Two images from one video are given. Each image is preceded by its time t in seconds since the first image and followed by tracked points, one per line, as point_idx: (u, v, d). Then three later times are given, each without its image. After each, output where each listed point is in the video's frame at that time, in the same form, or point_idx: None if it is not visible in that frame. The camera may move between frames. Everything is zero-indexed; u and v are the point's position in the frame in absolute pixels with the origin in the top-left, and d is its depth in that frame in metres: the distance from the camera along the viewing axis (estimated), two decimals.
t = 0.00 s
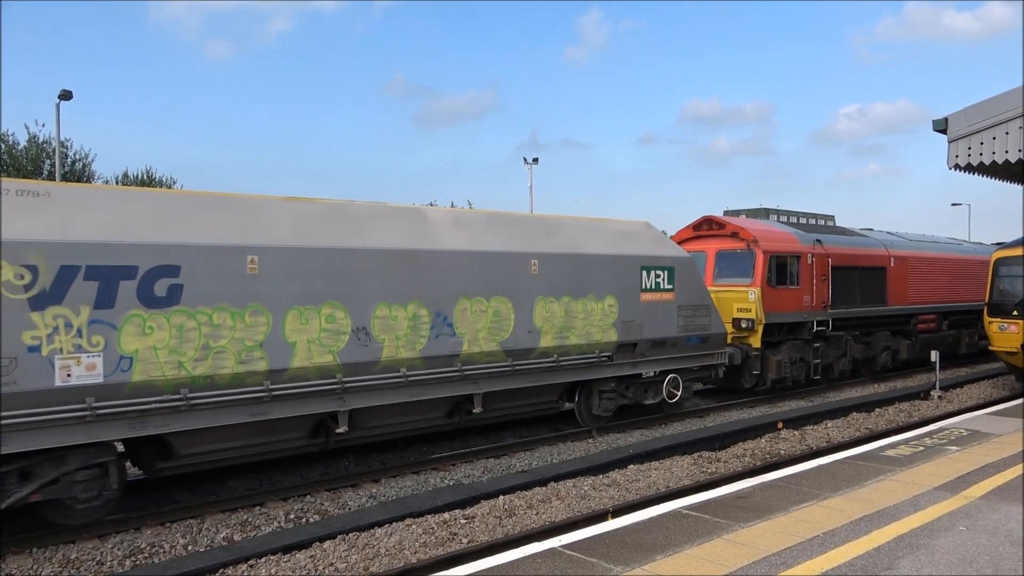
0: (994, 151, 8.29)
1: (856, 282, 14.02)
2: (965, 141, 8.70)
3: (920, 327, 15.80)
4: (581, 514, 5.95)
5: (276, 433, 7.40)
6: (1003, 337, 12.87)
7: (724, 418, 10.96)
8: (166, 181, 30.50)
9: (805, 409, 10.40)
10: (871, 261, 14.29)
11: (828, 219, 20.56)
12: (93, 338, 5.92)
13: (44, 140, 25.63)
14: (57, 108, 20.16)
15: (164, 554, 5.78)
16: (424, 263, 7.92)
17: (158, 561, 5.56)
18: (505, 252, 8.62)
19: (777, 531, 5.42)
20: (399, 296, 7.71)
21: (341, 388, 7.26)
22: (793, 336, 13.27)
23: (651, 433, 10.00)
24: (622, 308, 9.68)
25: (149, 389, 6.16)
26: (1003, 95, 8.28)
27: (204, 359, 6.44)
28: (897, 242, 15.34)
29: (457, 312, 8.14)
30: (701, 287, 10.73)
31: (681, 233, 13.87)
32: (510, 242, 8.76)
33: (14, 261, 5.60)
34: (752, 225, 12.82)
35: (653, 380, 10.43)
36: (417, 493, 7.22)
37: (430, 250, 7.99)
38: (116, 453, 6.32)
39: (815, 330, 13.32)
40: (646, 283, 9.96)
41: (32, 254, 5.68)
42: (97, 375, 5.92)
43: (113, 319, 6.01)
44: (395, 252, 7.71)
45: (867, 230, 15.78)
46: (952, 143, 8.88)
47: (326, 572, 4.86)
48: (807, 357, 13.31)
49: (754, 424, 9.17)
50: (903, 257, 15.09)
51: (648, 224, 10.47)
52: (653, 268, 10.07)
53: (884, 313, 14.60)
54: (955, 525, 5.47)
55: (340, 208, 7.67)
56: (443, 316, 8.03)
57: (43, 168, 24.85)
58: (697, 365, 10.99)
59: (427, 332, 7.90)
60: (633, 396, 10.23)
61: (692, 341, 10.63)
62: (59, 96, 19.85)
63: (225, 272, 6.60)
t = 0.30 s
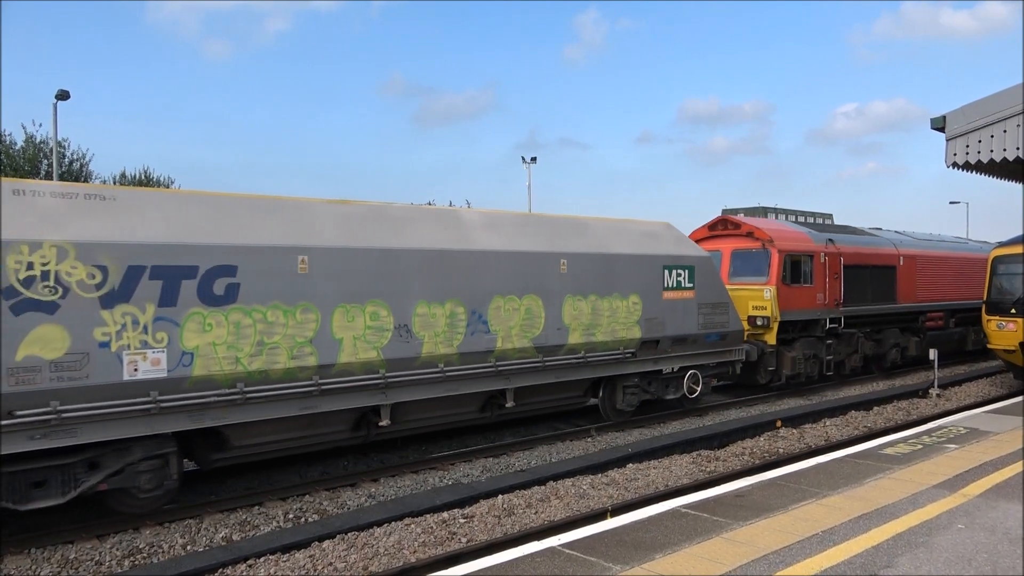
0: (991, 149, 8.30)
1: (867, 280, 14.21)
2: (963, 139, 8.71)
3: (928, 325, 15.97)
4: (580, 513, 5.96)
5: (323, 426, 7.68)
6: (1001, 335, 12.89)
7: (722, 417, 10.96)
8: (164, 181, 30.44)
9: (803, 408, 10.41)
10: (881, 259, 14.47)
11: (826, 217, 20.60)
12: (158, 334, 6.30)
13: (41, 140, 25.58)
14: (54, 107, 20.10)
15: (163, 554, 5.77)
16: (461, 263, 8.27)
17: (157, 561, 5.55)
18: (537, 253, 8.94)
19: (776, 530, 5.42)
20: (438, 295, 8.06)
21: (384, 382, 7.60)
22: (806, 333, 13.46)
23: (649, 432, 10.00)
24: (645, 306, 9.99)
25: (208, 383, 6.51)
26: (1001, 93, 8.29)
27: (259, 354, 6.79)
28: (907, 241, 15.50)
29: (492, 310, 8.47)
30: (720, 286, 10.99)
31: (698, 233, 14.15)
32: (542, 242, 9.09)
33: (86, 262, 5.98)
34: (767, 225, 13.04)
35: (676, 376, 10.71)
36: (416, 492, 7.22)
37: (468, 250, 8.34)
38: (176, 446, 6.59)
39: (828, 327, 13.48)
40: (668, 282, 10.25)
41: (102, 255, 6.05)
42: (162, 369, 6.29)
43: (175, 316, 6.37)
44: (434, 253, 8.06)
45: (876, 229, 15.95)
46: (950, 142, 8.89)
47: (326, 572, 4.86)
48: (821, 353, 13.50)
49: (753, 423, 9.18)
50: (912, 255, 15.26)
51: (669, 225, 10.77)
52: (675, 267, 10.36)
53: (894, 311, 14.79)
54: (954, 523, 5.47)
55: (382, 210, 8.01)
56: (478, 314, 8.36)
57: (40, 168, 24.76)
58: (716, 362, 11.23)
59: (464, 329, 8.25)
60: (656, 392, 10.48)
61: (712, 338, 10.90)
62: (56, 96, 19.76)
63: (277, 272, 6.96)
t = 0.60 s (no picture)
0: (988, 147, 8.31)
1: (878, 278, 14.32)
2: (961, 137, 8.72)
3: (936, 322, 16.06)
4: (579, 512, 5.96)
5: (372, 418, 7.97)
6: (999, 333, 12.91)
7: (721, 416, 10.96)
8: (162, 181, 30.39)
9: (801, 406, 10.42)
10: (892, 258, 14.57)
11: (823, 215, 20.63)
12: (226, 330, 6.56)
13: (39, 140, 25.57)
14: (51, 107, 20.08)
15: (161, 554, 5.77)
16: (500, 262, 8.53)
17: (155, 561, 5.54)
18: (570, 252, 9.20)
19: (774, 528, 5.43)
20: (479, 292, 8.31)
21: (429, 376, 7.85)
22: (821, 330, 13.57)
23: (648, 430, 9.99)
24: (670, 303, 10.24)
25: (271, 376, 6.77)
26: (1000, 92, 8.29)
27: (317, 349, 7.06)
28: (916, 240, 15.58)
29: (529, 307, 8.72)
30: (741, 284, 11.21)
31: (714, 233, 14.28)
32: (575, 242, 9.35)
33: (162, 261, 6.26)
34: (783, 225, 13.16)
35: (697, 371, 10.99)
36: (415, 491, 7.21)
37: (506, 250, 8.61)
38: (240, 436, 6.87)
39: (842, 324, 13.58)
40: (691, 281, 10.51)
41: (176, 254, 6.32)
42: (229, 363, 6.55)
43: (242, 313, 6.64)
44: (475, 253, 8.33)
45: (885, 228, 16.03)
46: (948, 140, 8.90)
47: (325, 571, 4.85)
48: (835, 350, 13.60)
49: (751, 421, 9.20)
50: (921, 254, 15.34)
51: (692, 225, 11.03)
52: (699, 266, 10.61)
53: (905, 308, 14.88)
54: (952, 520, 5.48)
55: (425, 211, 8.26)
56: (516, 311, 8.61)
57: (38, 168, 24.73)
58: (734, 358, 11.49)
59: (503, 325, 8.51)
60: (679, 386, 10.75)
61: (733, 335, 11.13)
62: (52, 96, 19.71)
63: (333, 271, 7.21)
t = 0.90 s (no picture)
0: (986, 147, 8.32)
1: (888, 278, 14.38)
2: (959, 137, 8.73)
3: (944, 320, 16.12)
4: (577, 511, 5.97)
5: (412, 411, 8.39)
6: (996, 332, 12.92)
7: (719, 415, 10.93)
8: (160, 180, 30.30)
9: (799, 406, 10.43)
10: (901, 258, 14.64)
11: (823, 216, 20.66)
12: (282, 325, 7.03)
13: (37, 138, 25.51)
14: (49, 105, 20.02)
15: (159, 553, 5.76)
16: (531, 262, 8.96)
17: (153, 561, 5.53)
18: (598, 252, 9.62)
19: (772, 527, 5.44)
20: (513, 291, 8.75)
21: (466, 370, 8.31)
22: (833, 328, 13.65)
23: (646, 430, 9.99)
24: (691, 301, 10.62)
25: (321, 369, 7.23)
26: (998, 91, 8.29)
27: (364, 344, 7.54)
28: (924, 241, 15.63)
29: (559, 305, 9.16)
30: (757, 282, 11.55)
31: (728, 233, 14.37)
32: (602, 242, 9.78)
33: (223, 260, 6.74)
34: (797, 225, 13.24)
35: (716, 367, 11.35)
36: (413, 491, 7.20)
37: (538, 250, 9.05)
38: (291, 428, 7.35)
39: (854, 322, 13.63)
40: (711, 279, 10.89)
41: (235, 254, 6.80)
42: (284, 357, 7.02)
43: (296, 310, 7.12)
44: (509, 253, 8.77)
45: (893, 228, 16.08)
46: (946, 140, 8.91)
47: (323, 570, 4.85)
48: (847, 347, 13.68)
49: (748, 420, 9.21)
50: (929, 253, 15.39)
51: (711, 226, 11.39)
52: (718, 265, 11.00)
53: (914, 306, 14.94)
54: (949, 519, 5.49)
55: (461, 214, 8.72)
56: (547, 308, 9.05)
57: (36, 167, 24.65)
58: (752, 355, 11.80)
59: (535, 322, 8.95)
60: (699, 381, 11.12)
61: (750, 332, 11.47)
62: (50, 94, 19.66)
63: (379, 271, 7.68)
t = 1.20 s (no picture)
0: (983, 147, 8.32)
1: (896, 277, 14.42)
2: (955, 136, 8.73)
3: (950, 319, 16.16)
4: (574, 510, 5.98)
5: (452, 404, 8.51)
6: (992, 332, 12.94)
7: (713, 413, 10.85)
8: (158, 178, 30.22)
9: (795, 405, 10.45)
10: (908, 258, 14.68)
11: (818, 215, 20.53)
12: (339, 321, 7.18)
13: (33, 136, 25.42)
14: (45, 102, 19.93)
15: (155, 552, 5.75)
16: (564, 261, 9.03)
17: (149, 560, 5.52)
18: (626, 252, 9.67)
19: (768, 526, 5.45)
20: (549, 288, 8.84)
21: (505, 365, 8.40)
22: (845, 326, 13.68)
23: (643, 429, 9.99)
24: (713, 300, 10.65)
25: (373, 363, 7.38)
26: (995, 91, 8.30)
27: (412, 339, 7.67)
28: (930, 241, 15.68)
29: (590, 302, 9.22)
30: (774, 281, 11.59)
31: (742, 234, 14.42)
32: (631, 242, 9.84)
33: (286, 260, 6.90)
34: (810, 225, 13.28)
35: (735, 364, 11.37)
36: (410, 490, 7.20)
37: (570, 250, 9.13)
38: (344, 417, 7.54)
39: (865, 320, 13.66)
40: (732, 278, 10.92)
41: (298, 253, 6.96)
42: (340, 351, 7.18)
43: (351, 306, 7.26)
44: (544, 253, 8.84)
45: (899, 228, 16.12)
46: (942, 139, 8.92)
47: (319, 569, 4.84)
48: (858, 345, 13.72)
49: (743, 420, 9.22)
50: (936, 253, 15.43)
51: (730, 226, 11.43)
52: (738, 264, 11.04)
53: (921, 305, 14.98)
54: (944, 519, 5.50)
55: (499, 215, 8.81)
56: (580, 306, 9.13)
57: (32, 165, 24.57)
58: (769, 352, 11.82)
59: (569, 318, 9.02)
60: (718, 377, 11.14)
61: (768, 330, 11.52)
62: (46, 93, 19.59)
63: (424, 269, 7.80)
